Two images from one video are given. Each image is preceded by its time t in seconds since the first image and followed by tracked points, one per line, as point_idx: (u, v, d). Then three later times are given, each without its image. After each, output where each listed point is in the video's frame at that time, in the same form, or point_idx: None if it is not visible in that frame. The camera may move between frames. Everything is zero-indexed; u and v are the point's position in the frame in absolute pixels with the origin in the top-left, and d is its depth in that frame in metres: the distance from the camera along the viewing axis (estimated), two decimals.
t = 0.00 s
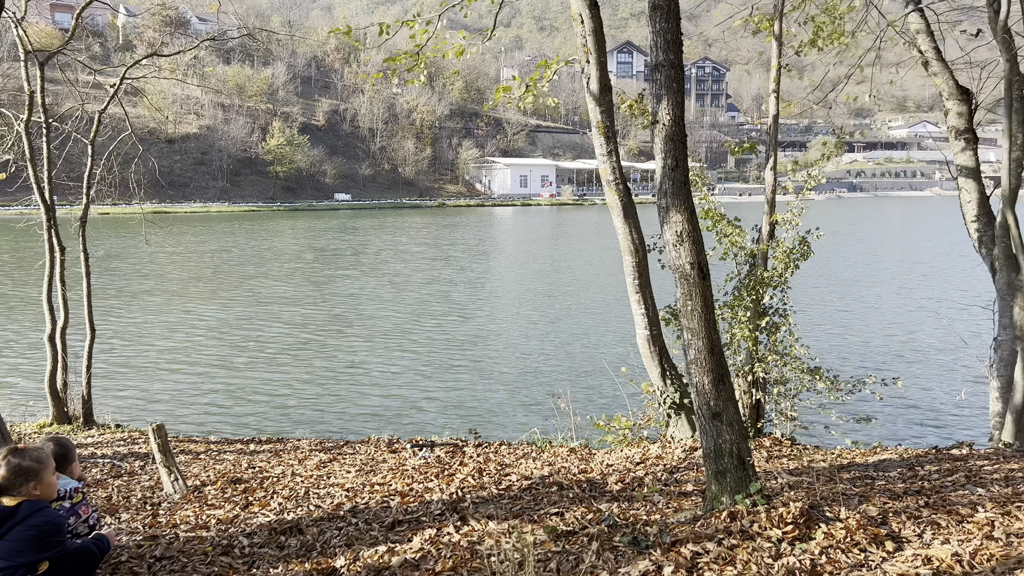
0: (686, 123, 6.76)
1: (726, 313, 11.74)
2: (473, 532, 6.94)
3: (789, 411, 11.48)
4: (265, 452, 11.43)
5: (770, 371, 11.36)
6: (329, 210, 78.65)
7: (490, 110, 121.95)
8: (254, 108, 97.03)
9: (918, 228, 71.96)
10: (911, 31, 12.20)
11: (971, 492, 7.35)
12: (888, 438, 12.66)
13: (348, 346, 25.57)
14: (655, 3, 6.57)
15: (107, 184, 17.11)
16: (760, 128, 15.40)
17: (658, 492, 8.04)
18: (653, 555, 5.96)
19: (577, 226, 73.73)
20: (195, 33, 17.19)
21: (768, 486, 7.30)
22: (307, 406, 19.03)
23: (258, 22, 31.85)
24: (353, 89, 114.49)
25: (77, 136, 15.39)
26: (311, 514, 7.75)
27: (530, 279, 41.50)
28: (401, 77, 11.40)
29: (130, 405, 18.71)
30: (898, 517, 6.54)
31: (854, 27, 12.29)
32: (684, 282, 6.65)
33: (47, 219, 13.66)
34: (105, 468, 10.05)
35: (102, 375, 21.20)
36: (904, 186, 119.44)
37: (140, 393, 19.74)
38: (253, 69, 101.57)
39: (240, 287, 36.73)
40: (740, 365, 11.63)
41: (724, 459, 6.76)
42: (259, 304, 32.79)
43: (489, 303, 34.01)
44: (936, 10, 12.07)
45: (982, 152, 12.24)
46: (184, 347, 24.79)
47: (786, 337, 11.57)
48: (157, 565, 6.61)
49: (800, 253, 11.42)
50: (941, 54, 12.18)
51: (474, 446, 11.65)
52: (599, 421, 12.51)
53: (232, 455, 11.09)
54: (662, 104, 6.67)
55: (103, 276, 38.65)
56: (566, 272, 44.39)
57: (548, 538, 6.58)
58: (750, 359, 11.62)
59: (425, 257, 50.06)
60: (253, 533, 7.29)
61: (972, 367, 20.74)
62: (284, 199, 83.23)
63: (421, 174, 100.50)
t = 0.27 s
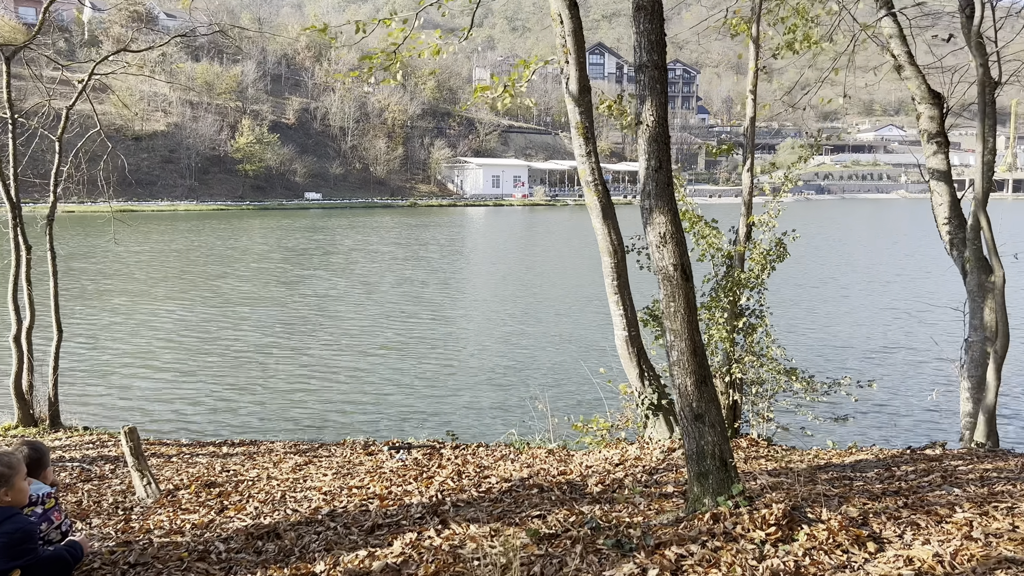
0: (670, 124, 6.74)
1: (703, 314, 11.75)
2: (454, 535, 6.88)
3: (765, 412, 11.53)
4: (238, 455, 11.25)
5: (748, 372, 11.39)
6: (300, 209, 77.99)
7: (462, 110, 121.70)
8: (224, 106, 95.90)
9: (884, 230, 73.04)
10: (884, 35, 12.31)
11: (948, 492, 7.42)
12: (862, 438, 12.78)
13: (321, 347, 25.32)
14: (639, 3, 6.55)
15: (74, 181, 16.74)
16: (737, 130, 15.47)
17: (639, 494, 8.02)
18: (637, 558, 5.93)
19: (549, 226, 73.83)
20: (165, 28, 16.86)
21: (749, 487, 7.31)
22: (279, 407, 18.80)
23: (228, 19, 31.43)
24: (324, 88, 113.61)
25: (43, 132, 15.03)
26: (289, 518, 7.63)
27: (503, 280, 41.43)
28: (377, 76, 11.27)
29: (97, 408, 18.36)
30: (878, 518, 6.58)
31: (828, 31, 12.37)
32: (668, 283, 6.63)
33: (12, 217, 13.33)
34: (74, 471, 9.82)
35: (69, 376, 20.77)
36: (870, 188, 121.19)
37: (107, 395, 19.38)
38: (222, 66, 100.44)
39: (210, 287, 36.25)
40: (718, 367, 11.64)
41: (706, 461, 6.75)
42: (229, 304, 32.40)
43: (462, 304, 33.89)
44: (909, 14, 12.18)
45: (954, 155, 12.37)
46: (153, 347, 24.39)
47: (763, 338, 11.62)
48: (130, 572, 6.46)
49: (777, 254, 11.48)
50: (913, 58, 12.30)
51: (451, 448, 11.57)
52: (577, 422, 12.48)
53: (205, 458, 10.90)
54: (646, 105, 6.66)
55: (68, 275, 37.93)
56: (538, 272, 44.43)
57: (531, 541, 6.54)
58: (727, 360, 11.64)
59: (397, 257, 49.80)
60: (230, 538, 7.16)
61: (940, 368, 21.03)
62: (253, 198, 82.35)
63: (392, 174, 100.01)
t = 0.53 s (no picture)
0: (663, 125, 6.73)
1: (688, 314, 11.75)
2: (445, 538, 6.81)
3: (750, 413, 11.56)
4: (220, 456, 11.09)
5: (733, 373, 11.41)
6: (275, 207, 77.33)
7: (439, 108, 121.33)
8: (198, 103, 94.85)
9: (856, 230, 73.84)
10: (866, 37, 12.34)
11: (935, 492, 7.48)
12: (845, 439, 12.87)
13: (299, 347, 25.10)
14: (633, 3, 6.52)
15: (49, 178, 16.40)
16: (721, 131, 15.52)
17: (629, 495, 8.00)
18: (632, 560, 5.91)
19: (526, 226, 73.83)
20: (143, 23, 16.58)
21: (739, 488, 7.32)
22: (258, 408, 18.59)
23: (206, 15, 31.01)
24: (300, 85, 112.77)
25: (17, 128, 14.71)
26: (276, 522, 7.53)
27: (481, 280, 41.34)
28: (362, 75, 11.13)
29: (72, 408, 18.06)
30: (868, 518, 6.61)
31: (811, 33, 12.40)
32: (660, 284, 6.62)
33: None
34: (53, 474, 9.61)
35: (41, 377, 20.39)
36: (843, 189, 122.47)
37: (82, 395, 19.08)
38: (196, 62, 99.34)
39: (185, 286, 35.79)
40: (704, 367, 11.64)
41: (698, 462, 6.74)
42: (205, 303, 32.02)
43: (441, 304, 33.76)
44: (890, 16, 12.21)
45: (934, 157, 12.45)
46: (127, 347, 24.03)
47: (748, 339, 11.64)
48: None
49: (761, 255, 11.52)
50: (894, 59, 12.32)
51: (437, 449, 11.49)
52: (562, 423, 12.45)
53: (187, 459, 10.73)
54: (639, 106, 6.63)
55: (39, 273, 37.28)
56: (516, 272, 44.38)
57: (524, 543, 6.49)
58: (712, 360, 11.65)
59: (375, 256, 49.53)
60: (216, 542, 7.05)
61: (916, 369, 21.26)
62: (228, 196, 81.56)
63: (369, 172, 99.49)
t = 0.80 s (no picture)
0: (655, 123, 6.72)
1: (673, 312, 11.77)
2: (435, 537, 6.77)
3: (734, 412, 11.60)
4: (203, 455, 10.96)
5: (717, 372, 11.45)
6: (251, 204, 76.66)
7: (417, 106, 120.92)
8: (172, 98, 93.89)
9: (831, 231, 74.53)
10: (848, 38, 12.45)
11: (921, 490, 7.55)
12: (827, 437, 12.96)
13: (278, 345, 24.92)
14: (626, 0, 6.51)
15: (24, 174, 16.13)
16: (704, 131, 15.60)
17: (618, 494, 8.00)
18: (624, 559, 5.91)
19: (504, 224, 73.75)
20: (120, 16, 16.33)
21: (728, 487, 7.32)
22: (238, 406, 18.42)
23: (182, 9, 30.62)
24: (277, 81, 111.84)
25: None
26: (262, 522, 7.44)
27: (460, 278, 41.25)
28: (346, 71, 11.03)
29: (47, 407, 17.78)
30: (857, 516, 6.65)
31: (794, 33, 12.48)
32: (652, 283, 6.61)
33: None
34: (31, 474, 9.44)
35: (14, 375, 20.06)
36: (818, 189, 123.59)
37: (56, 394, 18.79)
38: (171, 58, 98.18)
39: (160, 283, 35.38)
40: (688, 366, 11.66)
41: (688, 460, 6.75)
42: (181, 301, 31.68)
43: (421, 302, 33.65)
44: (873, 18, 12.33)
45: (915, 158, 12.57)
46: (102, 345, 23.72)
47: (732, 338, 11.69)
48: None
49: (745, 254, 11.57)
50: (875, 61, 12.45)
51: (421, 447, 11.42)
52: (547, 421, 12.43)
53: (168, 459, 10.58)
54: (632, 104, 6.62)
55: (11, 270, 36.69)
56: (495, 271, 44.31)
57: (515, 542, 6.47)
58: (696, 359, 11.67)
59: (353, 254, 49.26)
60: (202, 543, 6.95)
61: (892, 368, 21.51)
62: (203, 192, 80.76)
63: (346, 169, 98.94)
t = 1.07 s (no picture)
0: (642, 120, 6.71)
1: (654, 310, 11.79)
2: (419, 536, 6.73)
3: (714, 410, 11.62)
4: (180, 454, 10.82)
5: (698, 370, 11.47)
6: (225, 200, 75.89)
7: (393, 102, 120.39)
8: (145, 93, 92.68)
9: (804, 230, 75.26)
10: (827, 39, 12.53)
11: (901, 487, 7.64)
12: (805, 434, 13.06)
13: (252, 343, 24.68)
14: None
15: None
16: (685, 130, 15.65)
17: (601, 491, 8.00)
18: (610, 557, 5.91)
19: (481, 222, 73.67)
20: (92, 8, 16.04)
21: (711, 484, 7.35)
22: (213, 404, 18.22)
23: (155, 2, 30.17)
24: (251, 76, 110.79)
25: None
26: (243, 521, 7.35)
27: (437, 276, 41.13)
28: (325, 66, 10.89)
29: (17, 406, 17.46)
30: (839, 513, 6.70)
31: (774, 33, 12.54)
32: (638, 281, 6.61)
33: None
34: (3, 474, 9.26)
35: None
36: (791, 189, 124.83)
37: (27, 392, 18.44)
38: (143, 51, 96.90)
39: (132, 280, 34.90)
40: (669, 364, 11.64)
41: (673, 458, 6.75)
42: (154, 298, 31.28)
43: (397, 300, 33.52)
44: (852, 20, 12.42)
45: (892, 158, 12.69)
46: (73, 343, 23.35)
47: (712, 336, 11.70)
48: None
49: (726, 253, 11.62)
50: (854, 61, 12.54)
51: (402, 446, 11.35)
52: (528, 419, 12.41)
53: (144, 458, 10.42)
54: (618, 101, 6.61)
55: None
56: (472, 268, 44.24)
57: (500, 541, 6.44)
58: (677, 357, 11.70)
59: (328, 251, 48.93)
60: (182, 542, 6.85)
61: (865, 367, 21.77)
62: (176, 187, 79.84)
63: (321, 166, 98.26)
